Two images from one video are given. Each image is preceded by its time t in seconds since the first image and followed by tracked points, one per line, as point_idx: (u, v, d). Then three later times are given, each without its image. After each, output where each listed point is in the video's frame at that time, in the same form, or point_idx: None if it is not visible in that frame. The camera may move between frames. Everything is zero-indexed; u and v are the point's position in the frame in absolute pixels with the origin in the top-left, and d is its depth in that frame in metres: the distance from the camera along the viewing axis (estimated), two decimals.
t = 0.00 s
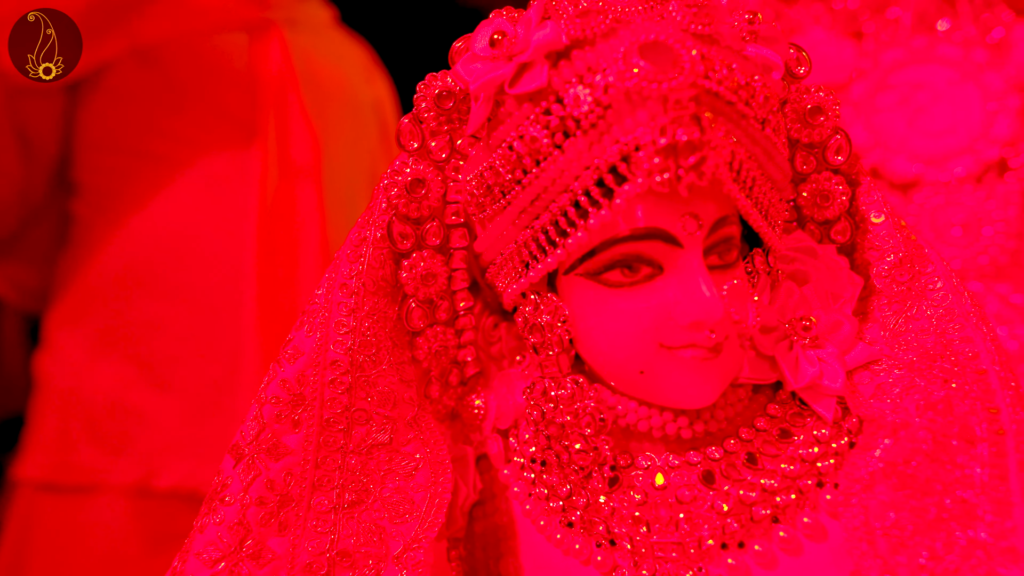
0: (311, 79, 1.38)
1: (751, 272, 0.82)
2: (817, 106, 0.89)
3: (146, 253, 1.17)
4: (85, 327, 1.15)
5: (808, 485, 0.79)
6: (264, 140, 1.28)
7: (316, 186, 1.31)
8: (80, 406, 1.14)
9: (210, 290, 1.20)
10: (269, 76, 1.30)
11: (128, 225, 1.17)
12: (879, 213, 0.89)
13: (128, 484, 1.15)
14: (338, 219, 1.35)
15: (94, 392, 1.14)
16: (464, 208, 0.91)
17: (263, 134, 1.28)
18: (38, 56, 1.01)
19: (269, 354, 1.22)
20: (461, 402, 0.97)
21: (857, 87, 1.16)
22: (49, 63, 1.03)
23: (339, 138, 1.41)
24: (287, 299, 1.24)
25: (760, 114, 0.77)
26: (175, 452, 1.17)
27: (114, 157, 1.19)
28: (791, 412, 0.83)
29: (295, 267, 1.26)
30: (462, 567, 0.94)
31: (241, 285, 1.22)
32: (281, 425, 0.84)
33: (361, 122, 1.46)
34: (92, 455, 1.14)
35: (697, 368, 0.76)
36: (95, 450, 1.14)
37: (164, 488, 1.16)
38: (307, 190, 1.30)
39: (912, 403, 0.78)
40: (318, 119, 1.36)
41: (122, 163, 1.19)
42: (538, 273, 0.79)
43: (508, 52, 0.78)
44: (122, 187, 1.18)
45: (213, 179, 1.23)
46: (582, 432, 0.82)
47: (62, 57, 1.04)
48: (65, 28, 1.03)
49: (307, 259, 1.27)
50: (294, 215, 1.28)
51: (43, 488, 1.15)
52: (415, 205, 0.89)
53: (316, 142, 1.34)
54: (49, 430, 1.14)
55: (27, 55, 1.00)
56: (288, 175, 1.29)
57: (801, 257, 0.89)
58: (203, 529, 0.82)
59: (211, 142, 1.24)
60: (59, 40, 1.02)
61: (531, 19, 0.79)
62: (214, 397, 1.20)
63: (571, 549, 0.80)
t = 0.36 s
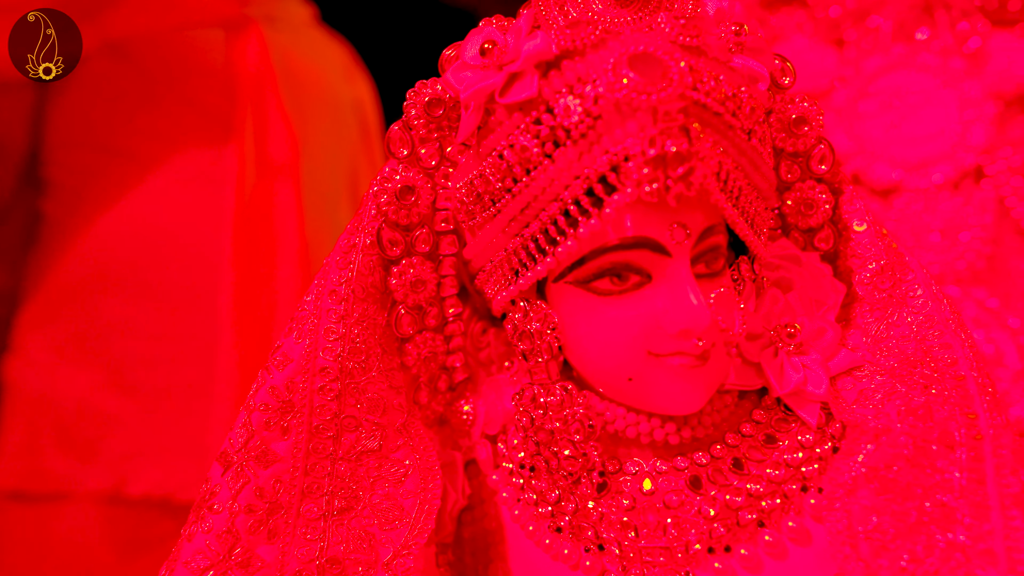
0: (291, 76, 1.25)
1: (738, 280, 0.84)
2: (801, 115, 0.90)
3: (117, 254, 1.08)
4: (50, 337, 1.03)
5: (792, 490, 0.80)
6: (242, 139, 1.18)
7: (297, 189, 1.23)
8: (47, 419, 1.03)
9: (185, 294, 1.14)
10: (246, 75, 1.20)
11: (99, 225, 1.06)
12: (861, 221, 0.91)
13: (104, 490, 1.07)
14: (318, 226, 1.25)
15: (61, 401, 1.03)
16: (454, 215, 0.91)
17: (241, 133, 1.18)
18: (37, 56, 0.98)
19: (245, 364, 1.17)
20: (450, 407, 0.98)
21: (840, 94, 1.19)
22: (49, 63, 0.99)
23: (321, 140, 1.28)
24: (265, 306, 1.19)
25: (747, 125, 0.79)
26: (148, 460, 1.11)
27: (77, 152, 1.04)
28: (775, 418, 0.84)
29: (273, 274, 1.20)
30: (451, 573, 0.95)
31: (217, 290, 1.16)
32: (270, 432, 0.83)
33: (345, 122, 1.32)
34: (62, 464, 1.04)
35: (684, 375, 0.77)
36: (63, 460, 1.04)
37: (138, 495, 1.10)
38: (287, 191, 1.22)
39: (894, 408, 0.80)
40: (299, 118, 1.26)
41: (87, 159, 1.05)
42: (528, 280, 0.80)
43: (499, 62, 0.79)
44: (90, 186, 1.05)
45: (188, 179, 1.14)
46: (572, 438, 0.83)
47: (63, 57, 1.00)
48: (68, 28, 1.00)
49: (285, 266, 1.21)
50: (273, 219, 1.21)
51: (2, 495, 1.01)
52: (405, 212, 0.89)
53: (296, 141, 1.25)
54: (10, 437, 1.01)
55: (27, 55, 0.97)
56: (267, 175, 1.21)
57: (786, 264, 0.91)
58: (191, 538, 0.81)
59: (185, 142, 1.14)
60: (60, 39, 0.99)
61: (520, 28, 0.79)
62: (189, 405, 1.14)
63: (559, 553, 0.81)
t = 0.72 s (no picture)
0: (269, 75, 1.23)
1: (723, 292, 0.85)
2: (785, 131, 0.91)
3: (89, 253, 1.04)
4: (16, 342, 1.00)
5: (778, 500, 0.81)
6: (217, 137, 1.15)
7: (274, 189, 1.21)
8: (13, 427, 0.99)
9: (158, 297, 1.10)
10: (221, 72, 1.16)
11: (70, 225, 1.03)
12: (845, 232, 0.92)
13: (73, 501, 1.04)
14: (296, 227, 1.23)
15: (28, 407, 1.00)
16: (444, 227, 0.92)
17: (217, 131, 1.15)
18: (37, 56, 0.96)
19: (222, 368, 1.14)
20: (438, 417, 0.98)
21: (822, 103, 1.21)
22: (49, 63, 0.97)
23: (298, 139, 1.26)
24: (241, 310, 1.17)
25: (733, 140, 0.80)
26: (118, 468, 1.07)
27: (47, 151, 1.01)
28: (760, 429, 0.86)
29: (249, 276, 1.18)
30: None
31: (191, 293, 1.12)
32: (258, 445, 0.83)
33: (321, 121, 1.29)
34: (30, 473, 1.01)
35: (673, 389, 0.78)
36: (32, 469, 1.01)
37: (110, 505, 1.06)
38: (263, 191, 1.20)
39: (876, 419, 0.82)
40: (276, 117, 1.23)
41: (58, 157, 1.01)
42: (518, 294, 0.81)
43: (489, 75, 0.79)
44: (59, 185, 1.02)
45: (162, 178, 1.11)
46: (561, 450, 0.84)
47: (64, 58, 0.98)
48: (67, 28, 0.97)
49: (263, 266, 1.18)
50: (249, 220, 1.18)
51: None
52: (394, 224, 0.89)
53: (272, 140, 1.22)
54: None
55: (26, 55, 0.94)
56: (241, 174, 1.18)
57: (771, 276, 0.93)
58: (178, 553, 0.80)
59: (158, 141, 1.11)
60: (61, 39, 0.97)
61: (511, 42, 0.80)
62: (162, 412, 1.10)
63: (549, 564, 0.81)
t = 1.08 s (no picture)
0: (247, 78, 1.23)
1: (714, 305, 0.86)
2: (773, 145, 0.92)
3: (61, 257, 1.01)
4: None
5: (767, 511, 0.83)
6: (196, 139, 1.13)
7: (252, 193, 1.19)
8: None
9: (133, 301, 1.06)
10: (199, 73, 1.15)
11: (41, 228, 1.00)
12: (831, 245, 0.94)
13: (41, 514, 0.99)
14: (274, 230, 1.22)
15: None
16: (436, 238, 0.92)
17: (195, 133, 1.13)
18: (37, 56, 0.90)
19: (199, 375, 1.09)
20: (429, 429, 0.97)
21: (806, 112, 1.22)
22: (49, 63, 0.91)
23: (276, 142, 1.25)
24: (219, 316, 1.13)
25: (725, 156, 0.81)
26: (92, 479, 1.02)
27: (18, 150, 0.98)
28: (750, 440, 0.87)
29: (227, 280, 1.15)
30: None
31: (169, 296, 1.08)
32: (250, 458, 0.83)
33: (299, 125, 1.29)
34: None
35: (665, 402, 0.79)
36: None
37: (82, 518, 1.02)
38: (242, 193, 1.18)
39: (862, 431, 0.83)
40: (254, 120, 1.23)
41: (29, 157, 0.98)
42: (511, 308, 0.81)
43: (483, 91, 0.79)
44: (30, 185, 0.99)
45: (137, 183, 1.08)
46: (554, 462, 0.84)
47: (64, 58, 0.91)
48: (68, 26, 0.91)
49: (240, 271, 1.16)
50: (228, 221, 1.16)
51: None
52: (387, 236, 0.89)
53: (251, 143, 1.21)
54: None
55: (26, 55, 0.89)
56: (219, 176, 1.16)
57: (758, 289, 0.94)
58: (170, 568, 0.81)
59: (134, 143, 1.09)
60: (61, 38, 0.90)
61: (504, 56, 0.80)
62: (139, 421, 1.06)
63: None
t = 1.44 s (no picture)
0: (225, 73, 1.10)
1: (708, 313, 0.87)
2: (767, 154, 0.93)
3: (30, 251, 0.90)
4: None
5: (761, 516, 0.84)
6: (171, 139, 1.01)
7: (231, 196, 1.08)
8: None
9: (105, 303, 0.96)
10: (173, 67, 1.02)
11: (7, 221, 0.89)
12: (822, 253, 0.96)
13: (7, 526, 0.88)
14: (257, 236, 1.11)
15: None
16: (433, 246, 0.91)
17: (171, 133, 1.01)
18: (38, 57, 0.90)
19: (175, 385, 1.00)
20: (425, 435, 0.98)
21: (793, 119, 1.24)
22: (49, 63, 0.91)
23: (257, 141, 1.14)
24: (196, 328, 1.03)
25: (720, 167, 0.82)
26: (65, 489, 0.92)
27: None
28: (745, 448, 0.88)
29: (205, 289, 1.05)
30: None
31: (143, 304, 0.98)
32: (246, 467, 0.82)
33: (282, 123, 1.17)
34: None
35: (662, 410, 0.79)
36: None
37: (52, 528, 0.91)
38: (221, 197, 1.07)
39: (854, 437, 0.85)
40: (232, 118, 1.11)
41: None
42: (509, 316, 0.81)
43: (482, 100, 0.80)
44: None
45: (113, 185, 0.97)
46: (551, 469, 0.85)
47: (64, 57, 0.91)
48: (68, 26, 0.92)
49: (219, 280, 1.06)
50: (205, 227, 1.06)
51: None
52: (384, 244, 0.89)
53: (230, 143, 1.09)
54: None
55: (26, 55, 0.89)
56: (196, 179, 1.05)
57: (751, 296, 0.95)
58: None
59: (110, 145, 0.97)
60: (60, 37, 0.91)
61: (503, 65, 0.81)
62: (111, 436, 0.96)
63: None
